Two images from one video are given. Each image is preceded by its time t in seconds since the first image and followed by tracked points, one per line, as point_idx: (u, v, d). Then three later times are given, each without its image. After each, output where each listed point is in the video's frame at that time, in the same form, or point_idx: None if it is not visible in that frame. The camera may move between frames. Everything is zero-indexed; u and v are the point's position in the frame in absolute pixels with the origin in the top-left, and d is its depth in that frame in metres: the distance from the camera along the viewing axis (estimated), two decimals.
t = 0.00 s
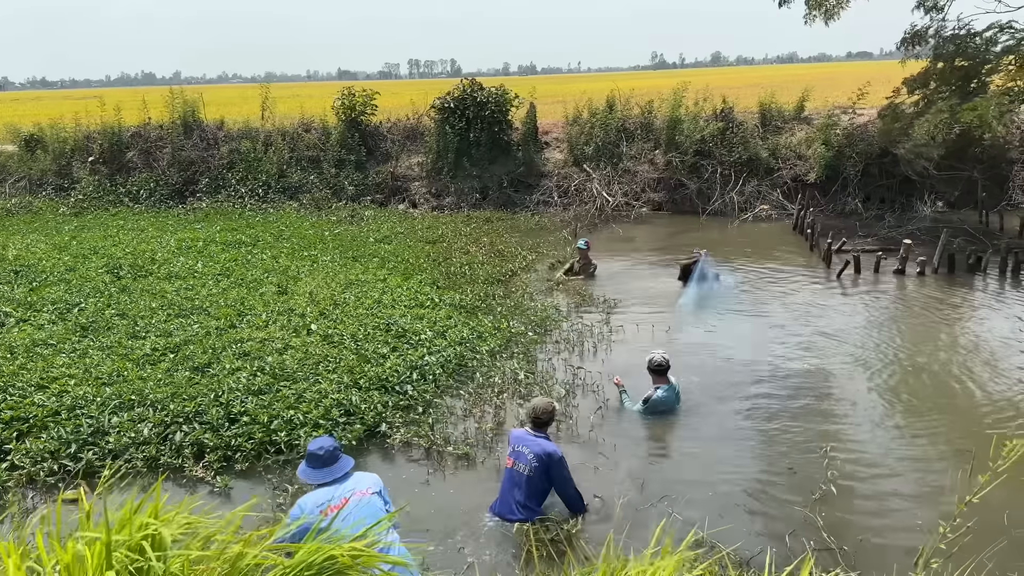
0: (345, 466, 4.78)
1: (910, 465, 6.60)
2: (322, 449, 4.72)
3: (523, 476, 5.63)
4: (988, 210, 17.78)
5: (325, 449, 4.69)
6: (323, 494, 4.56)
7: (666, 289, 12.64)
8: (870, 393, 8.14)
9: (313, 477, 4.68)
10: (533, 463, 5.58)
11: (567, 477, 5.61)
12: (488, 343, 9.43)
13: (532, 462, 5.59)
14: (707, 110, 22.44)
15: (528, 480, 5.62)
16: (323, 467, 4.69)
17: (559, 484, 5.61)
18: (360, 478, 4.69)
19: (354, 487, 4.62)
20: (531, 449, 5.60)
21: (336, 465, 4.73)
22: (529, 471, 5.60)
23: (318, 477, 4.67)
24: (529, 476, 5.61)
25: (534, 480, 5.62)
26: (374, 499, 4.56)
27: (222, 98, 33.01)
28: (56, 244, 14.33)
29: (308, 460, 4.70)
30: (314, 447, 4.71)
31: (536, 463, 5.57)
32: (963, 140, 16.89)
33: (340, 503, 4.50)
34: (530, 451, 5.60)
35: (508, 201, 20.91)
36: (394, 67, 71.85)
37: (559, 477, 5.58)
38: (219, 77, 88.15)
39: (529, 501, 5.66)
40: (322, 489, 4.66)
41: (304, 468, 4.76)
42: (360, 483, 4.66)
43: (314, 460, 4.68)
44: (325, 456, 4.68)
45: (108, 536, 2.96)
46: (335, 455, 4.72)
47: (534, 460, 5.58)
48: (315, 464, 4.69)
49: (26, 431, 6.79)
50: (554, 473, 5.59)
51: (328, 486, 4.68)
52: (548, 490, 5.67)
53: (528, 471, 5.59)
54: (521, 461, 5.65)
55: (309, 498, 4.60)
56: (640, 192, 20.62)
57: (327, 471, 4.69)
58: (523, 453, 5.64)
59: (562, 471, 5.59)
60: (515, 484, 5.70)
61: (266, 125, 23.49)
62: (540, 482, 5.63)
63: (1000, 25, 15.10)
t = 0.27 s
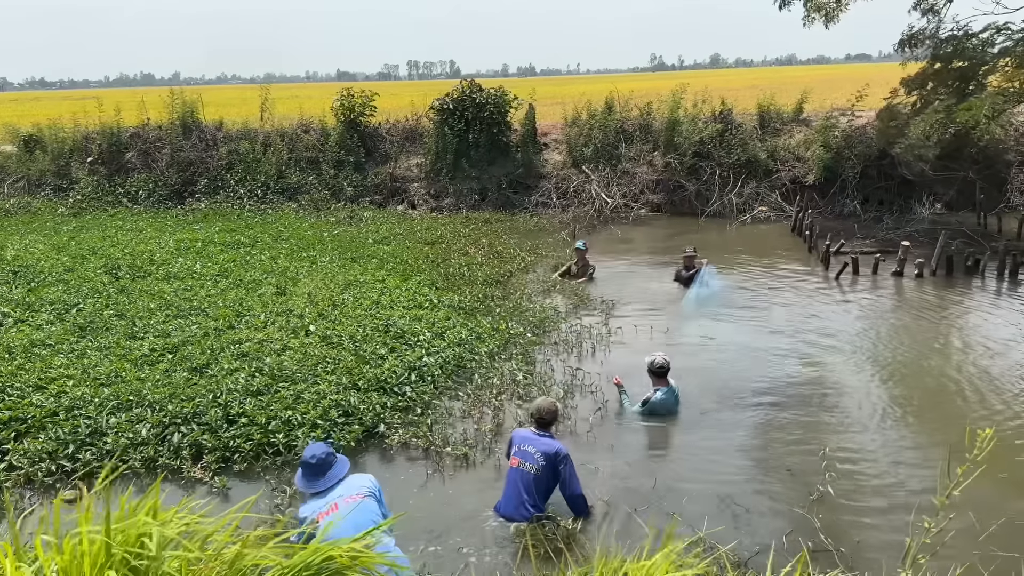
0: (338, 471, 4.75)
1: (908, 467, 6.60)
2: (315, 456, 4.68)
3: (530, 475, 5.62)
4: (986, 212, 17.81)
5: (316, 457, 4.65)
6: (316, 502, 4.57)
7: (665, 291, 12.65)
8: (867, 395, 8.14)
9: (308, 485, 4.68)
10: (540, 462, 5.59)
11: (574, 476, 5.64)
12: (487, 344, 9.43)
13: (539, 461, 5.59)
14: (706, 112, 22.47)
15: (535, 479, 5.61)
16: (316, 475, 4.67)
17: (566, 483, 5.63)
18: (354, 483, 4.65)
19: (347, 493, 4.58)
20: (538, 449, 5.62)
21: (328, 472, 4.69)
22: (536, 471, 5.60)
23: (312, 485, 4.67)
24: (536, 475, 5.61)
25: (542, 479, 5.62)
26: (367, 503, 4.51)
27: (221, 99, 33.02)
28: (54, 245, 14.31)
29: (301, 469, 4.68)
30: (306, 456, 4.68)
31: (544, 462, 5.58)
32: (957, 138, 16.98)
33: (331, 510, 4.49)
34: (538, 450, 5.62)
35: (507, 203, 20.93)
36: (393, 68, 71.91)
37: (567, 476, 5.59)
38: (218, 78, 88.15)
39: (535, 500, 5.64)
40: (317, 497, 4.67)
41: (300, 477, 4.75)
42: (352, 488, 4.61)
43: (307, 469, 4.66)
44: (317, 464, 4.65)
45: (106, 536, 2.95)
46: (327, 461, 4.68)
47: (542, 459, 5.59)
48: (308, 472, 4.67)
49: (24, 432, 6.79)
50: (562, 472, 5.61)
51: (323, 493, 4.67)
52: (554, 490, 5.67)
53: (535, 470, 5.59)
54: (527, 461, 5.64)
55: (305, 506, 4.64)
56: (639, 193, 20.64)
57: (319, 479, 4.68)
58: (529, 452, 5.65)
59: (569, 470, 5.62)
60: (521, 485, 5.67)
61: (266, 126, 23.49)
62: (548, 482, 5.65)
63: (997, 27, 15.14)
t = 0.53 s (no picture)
0: (338, 473, 4.74)
1: (907, 468, 6.62)
2: (315, 458, 4.66)
3: (535, 474, 5.68)
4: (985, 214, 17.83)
5: (317, 460, 4.64)
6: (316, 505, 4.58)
7: (664, 292, 12.65)
8: (866, 397, 8.15)
9: (308, 488, 4.67)
10: (545, 461, 5.67)
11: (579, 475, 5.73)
12: (486, 345, 9.43)
13: (545, 460, 5.67)
14: (705, 114, 22.48)
15: (540, 478, 5.68)
16: (316, 477, 4.65)
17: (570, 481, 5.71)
18: (354, 486, 4.65)
19: (346, 496, 4.58)
20: (543, 448, 5.70)
21: (328, 474, 4.68)
22: (542, 469, 5.67)
23: (313, 487, 4.66)
24: (541, 474, 5.68)
25: (546, 478, 5.69)
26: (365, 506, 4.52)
27: (221, 99, 33.02)
28: (53, 245, 14.30)
29: (302, 471, 4.67)
30: (307, 458, 4.66)
31: (550, 461, 5.66)
32: (953, 137, 17.03)
33: (329, 513, 4.51)
34: (543, 449, 5.70)
35: (506, 204, 20.94)
36: (393, 69, 71.91)
37: (572, 475, 5.65)
38: (217, 79, 88.14)
39: (539, 499, 5.69)
40: (317, 498, 4.67)
41: (301, 478, 4.75)
42: (351, 491, 4.62)
43: (307, 471, 4.64)
44: (317, 467, 4.64)
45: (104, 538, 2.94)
46: (327, 463, 4.67)
47: (548, 457, 5.67)
48: (309, 474, 4.65)
49: (23, 432, 6.79)
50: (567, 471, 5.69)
51: (323, 495, 4.67)
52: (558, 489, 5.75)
53: (541, 469, 5.65)
54: (532, 460, 5.70)
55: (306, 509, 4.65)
56: (638, 195, 20.65)
57: (319, 482, 4.66)
58: (535, 451, 5.72)
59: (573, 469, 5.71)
60: (525, 484, 5.70)
61: (265, 127, 23.49)
62: (552, 480, 5.72)
63: (995, 29, 15.16)
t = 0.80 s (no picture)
0: (347, 469, 4.73)
1: (907, 470, 6.62)
2: (325, 450, 4.69)
3: (540, 471, 5.75)
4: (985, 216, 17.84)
5: (326, 453, 4.66)
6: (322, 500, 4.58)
7: (664, 293, 12.65)
8: (866, 399, 8.15)
9: (315, 479, 4.69)
10: (550, 458, 5.74)
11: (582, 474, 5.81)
12: (486, 345, 9.44)
13: (550, 458, 5.74)
14: (705, 115, 22.49)
15: (544, 475, 5.76)
16: (323, 470, 4.68)
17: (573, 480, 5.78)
18: (360, 485, 4.64)
19: (351, 495, 4.57)
20: (549, 446, 5.77)
21: (336, 469, 4.69)
22: (546, 467, 5.74)
23: (320, 480, 4.67)
24: (546, 471, 5.76)
25: (550, 476, 5.77)
26: (369, 507, 4.50)
27: (221, 99, 33.04)
28: (53, 244, 14.30)
29: (310, 462, 4.70)
30: (316, 450, 4.69)
31: (554, 459, 5.74)
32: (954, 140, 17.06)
33: (335, 511, 4.50)
34: (548, 447, 5.77)
35: (506, 205, 20.96)
36: (393, 70, 71.94)
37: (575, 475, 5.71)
38: (217, 79, 88.16)
39: (542, 496, 5.77)
40: (323, 493, 4.67)
41: (308, 470, 4.77)
42: (357, 490, 4.61)
43: (315, 462, 4.67)
44: (326, 459, 4.66)
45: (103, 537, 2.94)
46: (336, 457, 4.68)
47: (552, 455, 5.74)
48: (317, 466, 4.69)
49: (23, 431, 6.79)
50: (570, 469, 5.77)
51: (329, 490, 4.67)
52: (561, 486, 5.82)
53: (545, 466, 5.73)
54: (537, 457, 5.78)
55: (311, 502, 4.66)
56: (638, 197, 20.66)
57: (327, 475, 4.67)
58: (540, 448, 5.79)
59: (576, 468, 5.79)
60: (529, 480, 5.78)
61: (266, 127, 23.51)
62: (555, 478, 5.80)
63: (996, 31, 15.17)
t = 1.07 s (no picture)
0: (353, 466, 4.71)
1: (907, 472, 6.62)
2: (331, 447, 4.63)
3: (544, 470, 5.77)
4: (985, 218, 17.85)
5: (334, 449, 4.61)
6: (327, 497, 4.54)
7: (664, 294, 12.65)
8: (867, 401, 8.15)
9: (320, 475, 4.61)
10: (554, 457, 5.76)
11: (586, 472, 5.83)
12: (487, 346, 9.43)
13: (554, 457, 5.76)
14: (706, 116, 22.49)
15: (549, 474, 5.77)
16: (330, 466, 4.61)
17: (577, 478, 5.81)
18: (365, 483, 4.66)
19: (358, 494, 4.58)
20: (553, 445, 5.78)
21: (343, 466, 4.65)
22: (551, 466, 5.76)
23: (326, 476, 4.61)
24: (550, 470, 5.77)
25: (555, 475, 5.79)
26: (376, 507, 4.56)
27: (222, 98, 33.06)
28: (54, 243, 14.30)
29: (315, 458, 4.63)
30: (322, 446, 4.63)
31: (559, 458, 5.75)
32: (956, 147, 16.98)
33: (341, 509, 4.49)
34: (552, 446, 5.78)
35: (507, 205, 20.96)
36: (394, 69, 71.87)
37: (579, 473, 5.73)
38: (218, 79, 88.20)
39: (547, 495, 5.80)
40: (327, 489, 4.62)
41: (311, 465, 4.69)
42: (364, 489, 4.63)
43: (322, 458, 4.61)
44: (333, 456, 4.60)
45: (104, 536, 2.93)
46: (343, 454, 4.64)
47: (557, 454, 5.76)
48: (322, 462, 4.62)
49: (24, 429, 6.79)
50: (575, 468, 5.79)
51: (333, 487, 4.62)
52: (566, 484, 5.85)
53: (550, 465, 5.75)
54: (541, 456, 5.79)
55: (314, 498, 4.59)
56: (639, 197, 20.65)
57: (333, 472, 4.62)
58: (544, 448, 5.80)
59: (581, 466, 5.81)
60: (534, 479, 5.80)
61: (267, 126, 23.51)
62: (560, 476, 5.82)
63: (997, 34, 15.15)
